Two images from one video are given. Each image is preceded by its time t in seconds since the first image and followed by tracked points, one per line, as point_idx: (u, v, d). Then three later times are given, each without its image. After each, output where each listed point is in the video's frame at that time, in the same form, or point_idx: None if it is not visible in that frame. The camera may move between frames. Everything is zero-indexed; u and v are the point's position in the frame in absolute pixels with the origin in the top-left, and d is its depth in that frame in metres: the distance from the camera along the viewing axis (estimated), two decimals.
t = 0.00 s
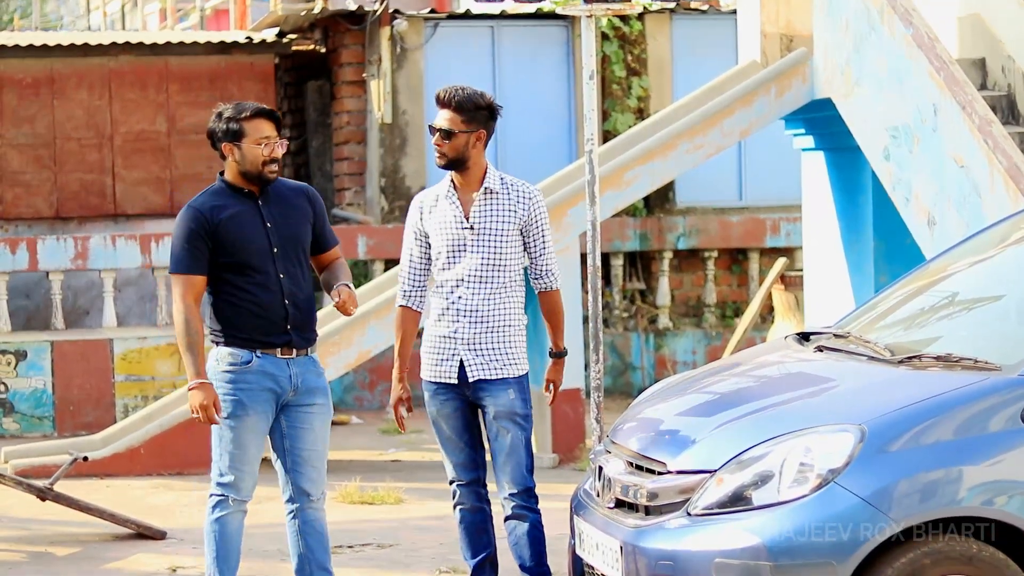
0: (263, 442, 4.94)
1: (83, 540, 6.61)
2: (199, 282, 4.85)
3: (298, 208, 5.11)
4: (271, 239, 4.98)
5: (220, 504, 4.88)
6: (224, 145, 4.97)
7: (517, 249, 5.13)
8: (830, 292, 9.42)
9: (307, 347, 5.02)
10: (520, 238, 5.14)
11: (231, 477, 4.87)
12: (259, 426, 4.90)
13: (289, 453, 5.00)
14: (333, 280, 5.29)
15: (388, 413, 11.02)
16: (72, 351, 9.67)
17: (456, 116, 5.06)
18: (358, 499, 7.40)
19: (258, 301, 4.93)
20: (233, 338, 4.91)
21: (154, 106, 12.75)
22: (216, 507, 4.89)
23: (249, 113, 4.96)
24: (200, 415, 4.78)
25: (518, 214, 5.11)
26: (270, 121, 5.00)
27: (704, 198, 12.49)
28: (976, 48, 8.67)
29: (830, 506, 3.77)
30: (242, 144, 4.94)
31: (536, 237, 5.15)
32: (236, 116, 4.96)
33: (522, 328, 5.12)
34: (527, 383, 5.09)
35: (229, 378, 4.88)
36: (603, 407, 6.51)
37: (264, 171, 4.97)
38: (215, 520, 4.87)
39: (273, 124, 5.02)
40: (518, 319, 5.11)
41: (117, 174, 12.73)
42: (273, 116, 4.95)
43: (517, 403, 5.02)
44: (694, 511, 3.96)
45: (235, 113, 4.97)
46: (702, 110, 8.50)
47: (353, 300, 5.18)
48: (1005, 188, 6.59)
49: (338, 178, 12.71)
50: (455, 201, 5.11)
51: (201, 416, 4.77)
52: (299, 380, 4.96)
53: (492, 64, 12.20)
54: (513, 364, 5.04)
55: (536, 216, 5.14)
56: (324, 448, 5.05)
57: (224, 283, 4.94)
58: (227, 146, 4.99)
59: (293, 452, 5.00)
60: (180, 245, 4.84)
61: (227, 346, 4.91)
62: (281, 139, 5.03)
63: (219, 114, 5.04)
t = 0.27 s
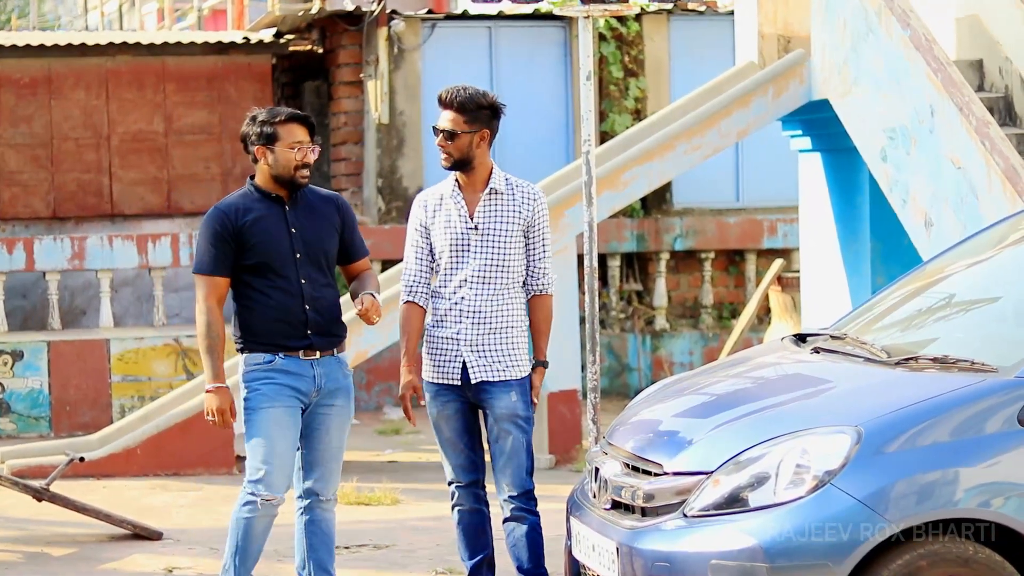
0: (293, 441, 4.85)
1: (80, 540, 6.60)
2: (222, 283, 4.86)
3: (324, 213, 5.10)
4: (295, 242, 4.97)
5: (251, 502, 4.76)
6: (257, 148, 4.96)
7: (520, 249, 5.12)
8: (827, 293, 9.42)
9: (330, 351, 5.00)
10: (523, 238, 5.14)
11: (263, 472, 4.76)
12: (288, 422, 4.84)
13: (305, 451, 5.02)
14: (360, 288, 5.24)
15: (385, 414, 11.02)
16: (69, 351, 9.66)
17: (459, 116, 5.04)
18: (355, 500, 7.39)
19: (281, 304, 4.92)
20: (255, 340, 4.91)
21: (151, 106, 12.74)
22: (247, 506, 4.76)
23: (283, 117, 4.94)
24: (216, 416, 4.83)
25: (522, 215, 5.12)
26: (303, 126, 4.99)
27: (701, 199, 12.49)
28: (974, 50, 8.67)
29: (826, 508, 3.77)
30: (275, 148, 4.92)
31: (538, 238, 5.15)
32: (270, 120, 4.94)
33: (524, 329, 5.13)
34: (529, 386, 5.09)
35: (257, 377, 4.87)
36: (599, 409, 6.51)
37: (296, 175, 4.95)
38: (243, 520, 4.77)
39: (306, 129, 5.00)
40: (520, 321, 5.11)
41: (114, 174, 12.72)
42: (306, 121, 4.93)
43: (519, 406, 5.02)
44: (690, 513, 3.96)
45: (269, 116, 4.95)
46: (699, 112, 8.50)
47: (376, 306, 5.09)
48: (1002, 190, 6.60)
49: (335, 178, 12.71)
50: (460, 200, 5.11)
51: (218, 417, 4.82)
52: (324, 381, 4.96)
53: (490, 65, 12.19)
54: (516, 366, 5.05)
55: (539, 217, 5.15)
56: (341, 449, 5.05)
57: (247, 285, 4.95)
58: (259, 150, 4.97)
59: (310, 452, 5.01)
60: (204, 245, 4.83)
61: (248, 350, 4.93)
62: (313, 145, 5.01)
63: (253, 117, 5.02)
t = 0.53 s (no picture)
0: (304, 438, 4.87)
1: (75, 538, 6.60)
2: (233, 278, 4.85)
3: (331, 211, 5.11)
4: (305, 238, 4.97)
5: (262, 500, 4.78)
6: (269, 146, 4.94)
7: (523, 245, 5.08)
8: (823, 289, 9.42)
9: (338, 348, 5.00)
10: (529, 234, 5.09)
11: (277, 472, 4.76)
12: (299, 421, 4.84)
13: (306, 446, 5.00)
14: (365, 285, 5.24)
15: (381, 411, 11.01)
16: (64, 349, 9.65)
17: (464, 111, 5.03)
18: (351, 497, 7.39)
19: (291, 300, 4.91)
20: (266, 336, 4.90)
21: (147, 104, 12.72)
22: (257, 502, 4.78)
23: (293, 113, 4.95)
24: (234, 412, 4.83)
25: (526, 211, 5.08)
26: (313, 122, 5.00)
27: (697, 196, 12.48)
28: (969, 46, 8.64)
29: (822, 505, 3.77)
30: (288, 144, 4.92)
31: (544, 234, 5.08)
32: (281, 116, 4.94)
33: (528, 326, 5.09)
34: (531, 383, 5.05)
35: (269, 373, 4.85)
36: (594, 406, 6.50)
37: (309, 170, 4.96)
38: (253, 516, 4.78)
39: (314, 124, 5.01)
40: (525, 318, 5.07)
41: (110, 172, 12.70)
42: (318, 116, 4.94)
43: (518, 405, 5.00)
44: (685, 510, 3.96)
45: (280, 114, 4.95)
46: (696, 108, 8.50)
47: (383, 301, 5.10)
48: (998, 187, 6.59)
49: (331, 176, 12.71)
50: (466, 194, 5.13)
51: (234, 414, 4.83)
52: (331, 377, 4.96)
53: (486, 62, 12.18)
54: (518, 364, 5.02)
55: (544, 212, 5.08)
56: (340, 443, 5.06)
57: (256, 281, 4.94)
58: (271, 149, 4.95)
59: (310, 447, 4.99)
60: (214, 241, 4.82)
61: (259, 347, 4.90)
62: (322, 141, 5.02)
63: (259, 115, 5.01)
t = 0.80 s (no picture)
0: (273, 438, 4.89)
1: (60, 532, 6.57)
2: (221, 269, 4.78)
3: (307, 207, 5.11)
4: (287, 232, 4.95)
5: (228, 502, 4.82)
6: (251, 138, 4.91)
7: (524, 241, 5.04)
8: (810, 282, 9.43)
9: (314, 343, 5.01)
10: (531, 229, 5.05)
11: (244, 475, 4.81)
12: (270, 423, 4.86)
13: (285, 443, 5.01)
14: (340, 286, 5.32)
15: (367, 405, 10.99)
16: (50, 342, 9.60)
17: (468, 105, 5.01)
18: (336, 491, 7.37)
19: (273, 293, 4.89)
20: (247, 330, 4.87)
21: (133, 96, 12.67)
22: (224, 504, 4.81)
23: (275, 105, 4.93)
24: (228, 401, 4.73)
25: (527, 206, 5.04)
26: (294, 115, 4.99)
27: (684, 189, 12.48)
28: (956, 39, 8.62)
29: (806, 498, 3.77)
30: (271, 136, 4.90)
31: (545, 229, 5.03)
32: (264, 108, 4.92)
33: (529, 321, 5.05)
34: (530, 378, 5.03)
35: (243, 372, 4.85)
36: (580, 399, 6.50)
37: (291, 163, 4.94)
38: (220, 518, 4.81)
39: (295, 117, 5.00)
40: (526, 314, 5.04)
41: (95, 165, 12.65)
42: (301, 109, 4.94)
43: (516, 400, 4.99)
44: (670, 503, 3.95)
45: (263, 105, 4.92)
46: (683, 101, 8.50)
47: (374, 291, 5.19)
48: (984, 180, 6.60)
49: (317, 169, 12.68)
50: (468, 189, 5.11)
51: (229, 403, 4.73)
52: (309, 374, 4.95)
53: (472, 55, 12.16)
54: (517, 359, 4.99)
55: (546, 207, 5.04)
56: (319, 439, 5.07)
57: (238, 274, 4.89)
58: (253, 140, 4.92)
59: (287, 443, 5.01)
60: (202, 231, 4.75)
61: (241, 342, 4.88)
62: (303, 134, 5.02)
63: (240, 108, 4.97)
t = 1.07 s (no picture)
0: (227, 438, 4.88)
1: (40, 533, 6.53)
2: (184, 268, 4.76)
3: (265, 207, 5.10)
4: (245, 232, 4.95)
5: (186, 503, 4.81)
6: (210, 137, 4.90)
7: (518, 244, 5.02)
8: (790, 283, 9.45)
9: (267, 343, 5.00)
10: (524, 231, 5.02)
11: (197, 475, 4.80)
12: (224, 421, 4.84)
13: (245, 447, 4.98)
14: (293, 288, 5.32)
15: (347, 406, 10.97)
16: (30, 344, 9.55)
17: (461, 106, 5.01)
18: (316, 492, 7.36)
19: (229, 293, 4.89)
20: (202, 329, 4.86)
21: (113, 97, 12.61)
22: (181, 505, 4.82)
23: (234, 104, 4.93)
24: (224, 387, 4.70)
25: (520, 209, 5.01)
26: (253, 115, 4.99)
27: (664, 191, 12.50)
28: (935, 40, 8.64)
29: (786, 499, 3.77)
30: (230, 135, 4.90)
31: (539, 231, 5.01)
32: (224, 107, 4.91)
33: (521, 325, 5.04)
34: (520, 382, 5.02)
35: (193, 373, 4.81)
36: (561, 400, 6.50)
37: (250, 162, 4.93)
38: (179, 520, 4.81)
39: (254, 116, 5.00)
40: (519, 317, 5.03)
41: (75, 166, 12.59)
42: (260, 108, 4.94)
43: (505, 404, 4.97)
44: (650, 504, 3.95)
45: (221, 104, 4.92)
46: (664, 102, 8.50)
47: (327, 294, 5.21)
48: (963, 181, 6.60)
49: (297, 170, 12.66)
50: (461, 190, 5.09)
51: (224, 388, 4.70)
52: (262, 374, 4.93)
53: (452, 56, 12.15)
54: (508, 362, 4.99)
55: (539, 210, 5.01)
56: (277, 443, 5.03)
57: (198, 273, 4.87)
58: (211, 139, 4.91)
59: (247, 447, 4.98)
60: (165, 227, 4.74)
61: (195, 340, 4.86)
62: (262, 133, 5.02)
63: (198, 106, 4.97)
